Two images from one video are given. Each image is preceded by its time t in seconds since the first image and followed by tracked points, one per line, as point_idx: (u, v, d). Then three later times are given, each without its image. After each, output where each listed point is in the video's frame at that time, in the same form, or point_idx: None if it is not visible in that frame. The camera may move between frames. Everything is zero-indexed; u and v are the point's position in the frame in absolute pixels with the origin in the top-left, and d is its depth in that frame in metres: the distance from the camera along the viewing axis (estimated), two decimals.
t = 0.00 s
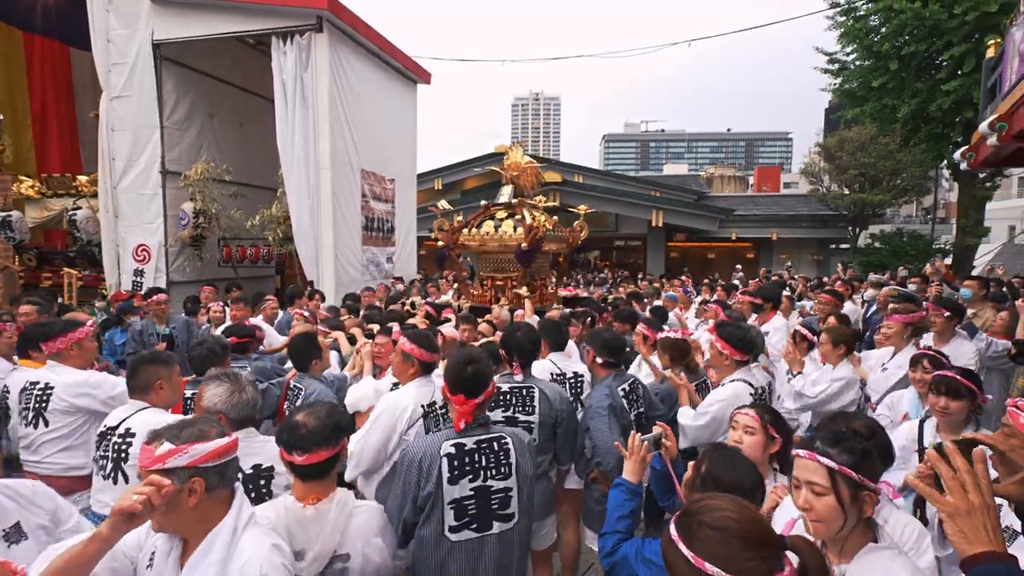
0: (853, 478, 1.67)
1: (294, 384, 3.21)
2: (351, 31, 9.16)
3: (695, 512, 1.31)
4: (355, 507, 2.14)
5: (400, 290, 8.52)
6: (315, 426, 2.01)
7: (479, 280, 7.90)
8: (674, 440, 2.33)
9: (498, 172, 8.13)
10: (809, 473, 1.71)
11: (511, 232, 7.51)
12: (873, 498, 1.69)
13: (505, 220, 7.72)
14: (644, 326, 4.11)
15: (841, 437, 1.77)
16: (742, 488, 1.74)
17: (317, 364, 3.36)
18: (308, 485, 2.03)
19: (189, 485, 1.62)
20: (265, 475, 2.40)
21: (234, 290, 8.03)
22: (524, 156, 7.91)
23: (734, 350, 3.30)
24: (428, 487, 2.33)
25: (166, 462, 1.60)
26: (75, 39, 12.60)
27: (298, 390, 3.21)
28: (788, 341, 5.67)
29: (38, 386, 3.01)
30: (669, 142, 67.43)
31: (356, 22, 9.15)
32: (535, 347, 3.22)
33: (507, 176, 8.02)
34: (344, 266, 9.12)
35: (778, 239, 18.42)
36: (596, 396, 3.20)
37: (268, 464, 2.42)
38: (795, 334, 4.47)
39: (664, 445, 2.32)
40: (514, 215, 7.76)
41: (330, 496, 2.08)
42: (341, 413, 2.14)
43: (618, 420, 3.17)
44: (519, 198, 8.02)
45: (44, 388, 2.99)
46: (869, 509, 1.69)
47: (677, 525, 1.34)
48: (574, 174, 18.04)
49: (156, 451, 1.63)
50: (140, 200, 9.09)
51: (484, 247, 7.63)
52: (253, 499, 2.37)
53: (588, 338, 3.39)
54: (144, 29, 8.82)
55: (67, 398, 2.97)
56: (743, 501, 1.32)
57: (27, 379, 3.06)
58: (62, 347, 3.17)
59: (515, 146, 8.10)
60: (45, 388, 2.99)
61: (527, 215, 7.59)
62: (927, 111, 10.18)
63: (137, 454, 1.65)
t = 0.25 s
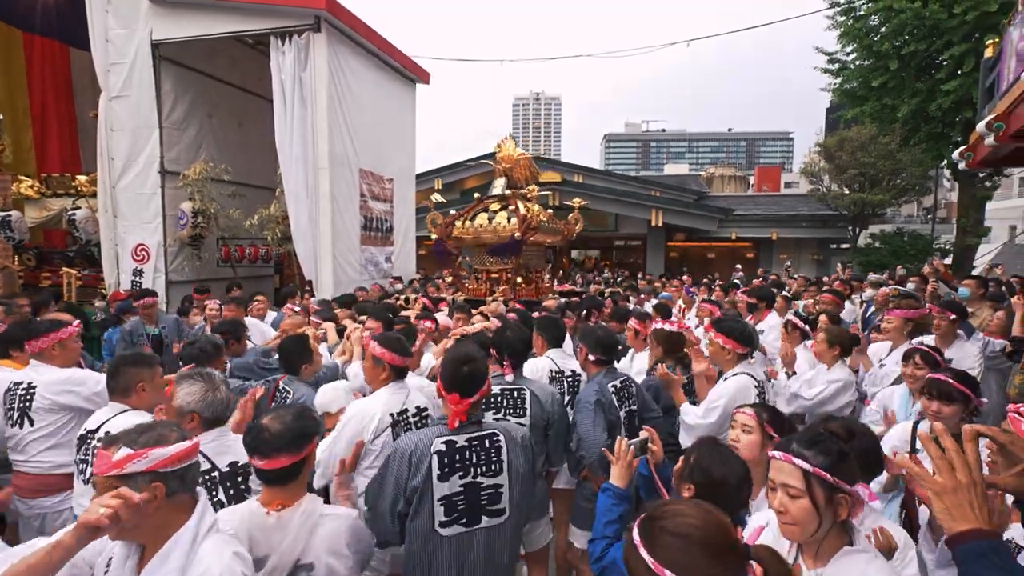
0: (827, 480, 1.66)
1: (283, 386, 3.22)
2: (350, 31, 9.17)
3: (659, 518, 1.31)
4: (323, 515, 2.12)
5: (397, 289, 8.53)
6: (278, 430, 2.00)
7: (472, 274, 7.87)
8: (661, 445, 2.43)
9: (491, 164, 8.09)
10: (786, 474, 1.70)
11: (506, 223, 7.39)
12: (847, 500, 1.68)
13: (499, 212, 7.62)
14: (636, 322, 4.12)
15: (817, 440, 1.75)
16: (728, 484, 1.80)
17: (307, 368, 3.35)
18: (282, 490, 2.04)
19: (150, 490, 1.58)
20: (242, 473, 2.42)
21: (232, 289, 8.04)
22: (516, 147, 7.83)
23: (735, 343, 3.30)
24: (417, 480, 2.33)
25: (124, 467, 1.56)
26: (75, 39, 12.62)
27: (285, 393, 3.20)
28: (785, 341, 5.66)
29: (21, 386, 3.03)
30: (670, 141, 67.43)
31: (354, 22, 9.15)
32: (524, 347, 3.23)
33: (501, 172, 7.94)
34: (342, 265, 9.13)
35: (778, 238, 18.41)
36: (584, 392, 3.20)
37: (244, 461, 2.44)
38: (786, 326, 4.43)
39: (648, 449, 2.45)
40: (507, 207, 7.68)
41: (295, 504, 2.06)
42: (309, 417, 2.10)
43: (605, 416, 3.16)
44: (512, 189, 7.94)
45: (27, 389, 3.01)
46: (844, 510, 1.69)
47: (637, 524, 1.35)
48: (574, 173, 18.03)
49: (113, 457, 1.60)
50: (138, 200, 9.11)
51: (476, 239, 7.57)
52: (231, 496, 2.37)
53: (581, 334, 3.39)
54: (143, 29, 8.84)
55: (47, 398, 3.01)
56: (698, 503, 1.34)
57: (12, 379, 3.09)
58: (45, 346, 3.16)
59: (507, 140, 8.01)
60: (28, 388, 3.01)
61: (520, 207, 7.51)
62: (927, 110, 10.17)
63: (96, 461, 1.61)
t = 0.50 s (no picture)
0: (799, 482, 1.65)
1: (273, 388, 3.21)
2: (349, 30, 9.17)
3: (613, 528, 1.30)
4: (271, 529, 2.01)
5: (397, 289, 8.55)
6: (232, 437, 1.96)
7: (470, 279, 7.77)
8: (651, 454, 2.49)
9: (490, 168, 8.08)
10: (759, 477, 1.69)
11: (502, 230, 7.43)
12: (818, 502, 1.68)
13: (496, 217, 7.64)
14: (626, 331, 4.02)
15: (788, 441, 1.74)
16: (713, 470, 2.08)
17: (301, 371, 3.35)
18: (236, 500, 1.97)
19: (120, 483, 1.71)
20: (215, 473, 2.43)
21: (232, 289, 8.05)
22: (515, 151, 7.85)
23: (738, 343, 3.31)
24: (412, 479, 2.34)
25: (99, 460, 1.66)
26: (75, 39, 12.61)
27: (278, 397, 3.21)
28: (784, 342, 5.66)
29: (4, 387, 3.02)
30: (670, 141, 67.38)
31: (354, 22, 9.16)
32: (530, 346, 3.17)
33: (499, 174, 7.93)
34: (342, 265, 9.13)
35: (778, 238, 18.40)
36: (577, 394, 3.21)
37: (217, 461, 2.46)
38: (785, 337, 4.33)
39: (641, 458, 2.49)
40: (505, 212, 7.71)
41: (241, 515, 1.98)
42: (265, 425, 2.07)
43: (597, 416, 3.16)
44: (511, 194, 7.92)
45: (9, 390, 3.00)
46: (814, 513, 1.68)
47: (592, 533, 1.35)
48: (575, 173, 17.99)
49: (83, 451, 1.67)
50: (138, 200, 9.11)
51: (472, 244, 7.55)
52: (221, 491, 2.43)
53: (579, 335, 3.40)
54: (142, 28, 8.84)
55: (31, 398, 3.03)
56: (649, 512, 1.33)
57: None
58: (31, 345, 3.19)
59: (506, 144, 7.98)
60: (10, 389, 3.01)
61: (517, 213, 7.50)
62: (927, 110, 10.16)
63: (57, 455, 1.66)
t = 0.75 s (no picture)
0: (761, 483, 1.65)
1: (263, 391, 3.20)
2: (349, 30, 9.18)
3: (566, 533, 1.31)
4: (215, 534, 1.90)
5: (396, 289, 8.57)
6: (180, 438, 1.90)
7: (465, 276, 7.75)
8: (644, 453, 2.50)
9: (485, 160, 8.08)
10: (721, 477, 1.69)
11: (497, 221, 7.47)
12: (779, 502, 1.69)
13: (492, 209, 7.67)
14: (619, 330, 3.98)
15: (754, 441, 1.75)
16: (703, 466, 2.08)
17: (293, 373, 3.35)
18: (185, 500, 1.89)
19: (93, 479, 1.75)
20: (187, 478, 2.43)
21: (230, 289, 8.06)
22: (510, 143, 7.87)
23: (729, 341, 3.30)
24: (390, 480, 2.34)
25: (78, 452, 1.71)
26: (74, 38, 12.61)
27: (269, 398, 3.19)
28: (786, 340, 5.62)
29: None
30: (670, 141, 67.39)
31: (353, 21, 9.16)
32: (532, 345, 3.19)
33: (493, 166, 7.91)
34: (341, 264, 9.13)
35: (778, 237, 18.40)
36: (572, 399, 3.17)
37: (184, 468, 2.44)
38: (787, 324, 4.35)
39: (635, 457, 2.49)
40: (501, 203, 7.72)
41: (185, 517, 1.90)
42: (215, 425, 2.00)
43: (592, 423, 3.13)
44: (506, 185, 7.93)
45: None
46: (777, 514, 1.68)
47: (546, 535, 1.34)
48: (575, 173, 17.95)
49: (60, 444, 1.70)
50: (136, 199, 9.10)
51: (468, 237, 7.65)
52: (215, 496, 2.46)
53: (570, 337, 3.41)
54: (141, 27, 8.84)
55: (5, 403, 3.03)
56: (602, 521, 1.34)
57: None
58: (12, 346, 3.28)
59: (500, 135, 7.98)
60: None
61: (513, 204, 7.54)
62: (927, 110, 10.16)
63: (30, 450, 1.67)
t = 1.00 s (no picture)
0: (728, 485, 1.63)
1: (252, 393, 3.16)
2: (348, 30, 9.18)
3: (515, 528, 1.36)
4: (185, 539, 1.83)
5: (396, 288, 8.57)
6: (147, 443, 1.86)
7: (461, 281, 7.72)
8: (640, 450, 2.44)
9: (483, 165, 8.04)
10: (686, 475, 1.69)
11: (494, 227, 7.43)
12: (747, 507, 1.65)
13: (488, 216, 7.62)
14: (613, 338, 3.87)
15: (724, 442, 1.70)
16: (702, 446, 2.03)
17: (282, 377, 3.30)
18: (154, 511, 1.87)
19: (68, 483, 1.76)
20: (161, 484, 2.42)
21: (228, 288, 8.04)
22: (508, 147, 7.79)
23: (721, 348, 3.09)
24: (369, 496, 2.26)
25: (56, 456, 1.71)
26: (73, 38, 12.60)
27: (258, 402, 3.15)
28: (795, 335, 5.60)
29: None
30: (670, 141, 67.39)
31: (352, 20, 9.16)
32: (517, 348, 3.16)
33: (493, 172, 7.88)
34: (340, 264, 9.12)
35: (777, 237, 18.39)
36: (572, 406, 3.17)
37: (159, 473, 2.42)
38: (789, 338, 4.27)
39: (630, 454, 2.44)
40: (498, 209, 7.67)
41: (155, 523, 1.86)
42: (184, 429, 1.96)
43: (594, 432, 3.14)
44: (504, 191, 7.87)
45: None
46: (741, 519, 1.64)
47: (497, 538, 1.36)
48: (575, 173, 17.95)
49: (35, 448, 1.69)
50: (135, 198, 9.09)
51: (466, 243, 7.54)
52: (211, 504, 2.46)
53: (558, 340, 3.34)
54: (140, 27, 8.82)
55: None
56: (546, 528, 1.37)
57: None
58: None
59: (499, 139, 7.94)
60: None
61: (510, 211, 7.50)
62: (927, 110, 10.16)
63: (5, 454, 1.65)
